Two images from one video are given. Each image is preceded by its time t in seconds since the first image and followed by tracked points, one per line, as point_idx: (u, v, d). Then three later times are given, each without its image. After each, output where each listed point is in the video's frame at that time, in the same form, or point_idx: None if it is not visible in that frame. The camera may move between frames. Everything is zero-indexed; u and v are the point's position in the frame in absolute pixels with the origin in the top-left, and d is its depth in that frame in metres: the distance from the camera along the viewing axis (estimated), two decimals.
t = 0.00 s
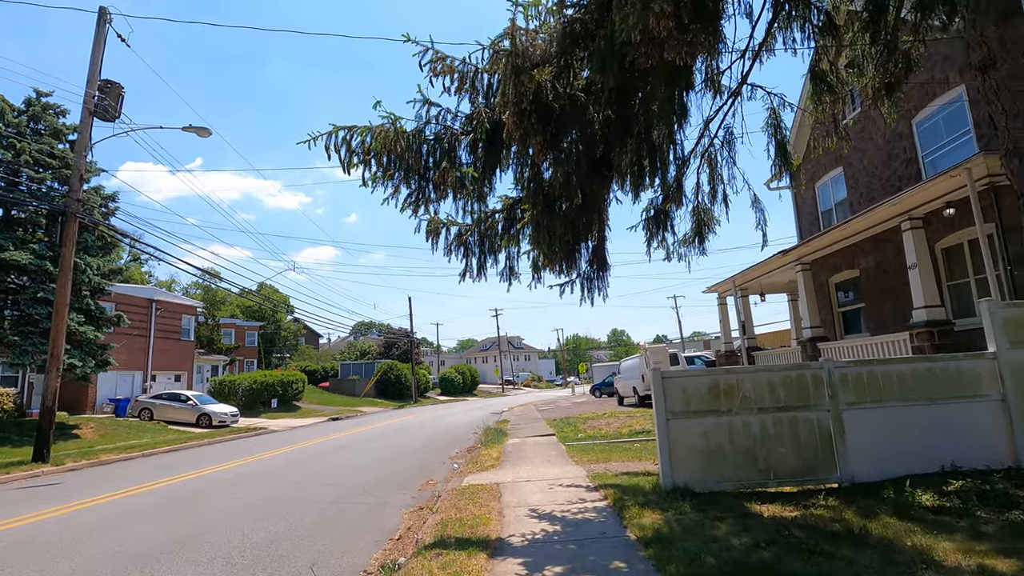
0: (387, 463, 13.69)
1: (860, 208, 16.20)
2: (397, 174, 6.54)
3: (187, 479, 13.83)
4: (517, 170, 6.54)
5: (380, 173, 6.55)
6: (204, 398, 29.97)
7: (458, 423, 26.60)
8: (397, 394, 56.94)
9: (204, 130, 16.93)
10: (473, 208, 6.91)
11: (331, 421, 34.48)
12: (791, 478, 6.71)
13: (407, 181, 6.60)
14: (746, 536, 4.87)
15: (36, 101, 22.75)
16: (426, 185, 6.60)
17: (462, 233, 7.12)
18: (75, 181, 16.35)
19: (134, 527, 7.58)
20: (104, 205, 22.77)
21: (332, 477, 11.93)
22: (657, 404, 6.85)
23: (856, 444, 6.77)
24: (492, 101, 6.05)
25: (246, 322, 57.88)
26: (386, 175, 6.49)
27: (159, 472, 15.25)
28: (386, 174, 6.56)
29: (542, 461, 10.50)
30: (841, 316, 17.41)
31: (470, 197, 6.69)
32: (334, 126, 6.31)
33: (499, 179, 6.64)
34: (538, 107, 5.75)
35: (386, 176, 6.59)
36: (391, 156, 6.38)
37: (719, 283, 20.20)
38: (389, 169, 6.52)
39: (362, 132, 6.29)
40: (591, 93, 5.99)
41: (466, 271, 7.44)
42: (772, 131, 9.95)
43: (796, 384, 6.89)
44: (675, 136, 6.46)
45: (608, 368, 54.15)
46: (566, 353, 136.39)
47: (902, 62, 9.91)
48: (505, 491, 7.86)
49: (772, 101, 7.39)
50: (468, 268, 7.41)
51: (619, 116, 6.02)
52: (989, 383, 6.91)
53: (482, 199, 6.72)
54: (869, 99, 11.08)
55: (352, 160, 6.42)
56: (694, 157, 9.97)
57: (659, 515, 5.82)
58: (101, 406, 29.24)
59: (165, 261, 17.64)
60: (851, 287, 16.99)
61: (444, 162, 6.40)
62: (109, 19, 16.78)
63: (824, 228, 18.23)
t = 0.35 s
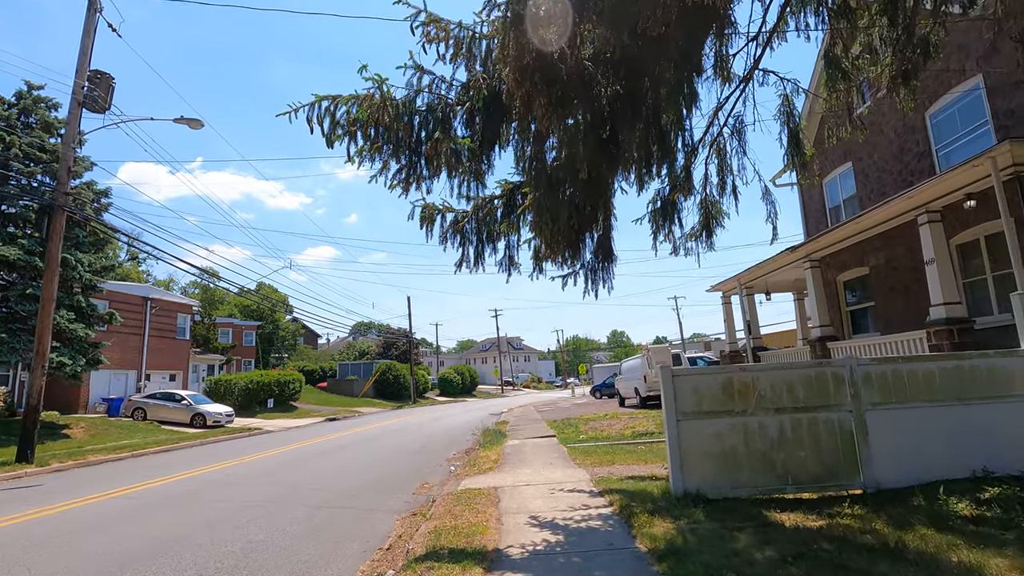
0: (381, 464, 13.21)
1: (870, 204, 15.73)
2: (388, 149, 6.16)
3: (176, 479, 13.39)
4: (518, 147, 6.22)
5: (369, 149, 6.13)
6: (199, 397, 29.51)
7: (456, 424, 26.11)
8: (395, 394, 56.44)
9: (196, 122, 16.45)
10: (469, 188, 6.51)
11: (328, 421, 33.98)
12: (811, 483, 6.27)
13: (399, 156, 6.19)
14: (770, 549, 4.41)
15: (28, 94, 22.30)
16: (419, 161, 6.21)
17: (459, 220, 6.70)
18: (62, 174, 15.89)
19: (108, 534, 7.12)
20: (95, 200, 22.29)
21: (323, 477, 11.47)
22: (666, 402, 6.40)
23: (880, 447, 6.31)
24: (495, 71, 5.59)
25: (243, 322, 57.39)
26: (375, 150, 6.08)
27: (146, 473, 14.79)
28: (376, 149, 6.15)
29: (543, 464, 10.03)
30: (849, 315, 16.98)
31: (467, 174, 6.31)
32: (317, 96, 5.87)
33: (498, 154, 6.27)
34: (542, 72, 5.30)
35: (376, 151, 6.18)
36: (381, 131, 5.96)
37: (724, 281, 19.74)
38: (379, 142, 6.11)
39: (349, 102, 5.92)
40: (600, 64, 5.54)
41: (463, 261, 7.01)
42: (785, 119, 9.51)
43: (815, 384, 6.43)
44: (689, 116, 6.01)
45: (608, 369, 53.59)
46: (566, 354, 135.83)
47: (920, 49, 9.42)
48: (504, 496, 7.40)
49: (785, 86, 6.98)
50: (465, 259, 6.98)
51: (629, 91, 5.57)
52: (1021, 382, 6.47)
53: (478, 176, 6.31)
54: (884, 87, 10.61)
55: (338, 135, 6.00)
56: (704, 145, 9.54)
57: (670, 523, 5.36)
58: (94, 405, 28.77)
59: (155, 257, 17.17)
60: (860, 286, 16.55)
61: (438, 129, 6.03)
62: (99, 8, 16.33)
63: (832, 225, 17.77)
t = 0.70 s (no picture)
0: (371, 467, 12.77)
1: (873, 200, 15.39)
2: (371, 125, 5.69)
3: (157, 482, 12.90)
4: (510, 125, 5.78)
5: (351, 126, 5.68)
6: (187, 397, 28.95)
7: (450, 424, 25.66)
8: (389, 394, 55.90)
9: (182, 114, 15.96)
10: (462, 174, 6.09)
11: (319, 422, 33.47)
12: (826, 491, 5.87)
13: (384, 134, 5.74)
14: (791, 569, 3.99)
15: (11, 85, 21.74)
16: (405, 140, 5.78)
17: (451, 210, 6.35)
18: (42, 166, 15.38)
19: (75, 544, 6.68)
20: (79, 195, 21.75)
21: (310, 481, 11.01)
22: (672, 404, 5.99)
23: (899, 453, 5.92)
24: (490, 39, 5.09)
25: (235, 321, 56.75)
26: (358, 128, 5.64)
27: (128, 475, 14.31)
28: (359, 127, 5.71)
29: (539, 468, 9.60)
30: (851, 313, 16.67)
31: (459, 158, 5.92)
32: (292, 67, 5.42)
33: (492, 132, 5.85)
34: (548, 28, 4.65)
35: (359, 130, 5.75)
36: (366, 107, 5.52)
37: (723, 280, 19.37)
38: (362, 119, 5.67)
39: (327, 72, 5.46)
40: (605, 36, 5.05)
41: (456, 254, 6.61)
42: (793, 108, 9.11)
43: (830, 385, 6.02)
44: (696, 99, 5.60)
45: (604, 369, 53.19)
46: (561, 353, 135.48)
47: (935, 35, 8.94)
48: (499, 504, 6.98)
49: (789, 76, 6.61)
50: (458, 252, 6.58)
51: (636, 68, 5.08)
52: None
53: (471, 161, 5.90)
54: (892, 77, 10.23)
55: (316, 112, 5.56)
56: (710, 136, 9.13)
57: (678, 536, 4.96)
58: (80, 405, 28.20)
59: (139, 253, 16.67)
60: (862, 284, 16.23)
61: (427, 99, 5.51)
62: None
63: (833, 223, 17.43)
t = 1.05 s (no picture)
0: (365, 472, 12.25)
1: (883, 196, 14.96)
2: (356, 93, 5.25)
3: (143, 487, 12.40)
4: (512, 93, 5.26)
5: (332, 90, 5.20)
6: (180, 400, 28.41)
7: (447, 427, 25.18)
8: (386, 397, 55.39)
9: (170, 108, 15.45)
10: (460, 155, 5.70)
11: (314, 425, 32.93)
12: (856, 501, 5.40)
13: (369, 101, 5.27)
14: None
15: None
16: (393, 111, 5.33)
17: (448, 195, 5.92)
18: (25, 162, 14.88)
19: (40, 559, 6.18)
20: (66, 193, 21.21)
21: (300, 487, 10.50)
22: (687, 405, 5.53)
23: (934, 460, 5.44)
24: None
25: (231, 322, 56.23)
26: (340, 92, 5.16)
27: (112, 481, 13.80)
28: (341, 91, 5.23)
29: (540, 475, 9.10)
30: (858, 313, 16.37)
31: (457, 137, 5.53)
32: (265, 25, 5.03)
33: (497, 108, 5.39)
34: None
35: (342, 96, 5.29)
36: (348, 69, 5.05)
37: (727, 279, 18.91)
38: (344, 82, 5.19)
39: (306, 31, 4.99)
40: None
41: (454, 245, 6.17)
42: (808, 96, 8.66)
43: (859, 386, 5.55)
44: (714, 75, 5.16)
45: (603, 370, 52.71)
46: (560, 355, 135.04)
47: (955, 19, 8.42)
48: (499, 515, 6.51)
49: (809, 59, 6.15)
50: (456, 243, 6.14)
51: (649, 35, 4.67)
52: None
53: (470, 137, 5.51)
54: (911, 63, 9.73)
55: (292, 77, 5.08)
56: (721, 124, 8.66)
57: (698, 553, 4.48)
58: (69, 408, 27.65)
59: (125, 251, 16.14)
60: (870, 283, 15.85)
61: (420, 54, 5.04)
62: None
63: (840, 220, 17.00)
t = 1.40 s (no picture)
0: (357, 475, 11.83)
1: (890, 190, 14.57)
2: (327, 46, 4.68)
3: (127, 491, 11.95)
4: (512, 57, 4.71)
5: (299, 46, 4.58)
6: (173, 402, 27.96)
7: (444, 429, 24.75)
8: (384, 398, 54.95)
9: (158, 101, 15.02)
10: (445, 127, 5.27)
11: (310, 427, 32.47)
12: (880, 510, 4.98)
13: (343, 60, 4.77)
14: None
15: None
16: (370, 72, 4.83)
17: (438, 179, 5.46)
18: (7, 156, 14.43)
19: None
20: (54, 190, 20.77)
21: (287, 491, 10.07)
22: (697, 405, 5.11)
23: (964, 466, 5.03)
24: None
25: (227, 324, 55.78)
26: (302, 50, 4.60)
27: (96, 485, 13.35)
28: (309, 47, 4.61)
29: (538, 479, 8.67)
30: (865, 312, 16.02)
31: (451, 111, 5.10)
32: None
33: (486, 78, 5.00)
34: None
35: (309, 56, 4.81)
36: (318, 21, 4.44)
37: (731, 277, 18.51)
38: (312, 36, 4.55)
39: None
40: None
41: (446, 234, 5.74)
42: (819, 82, 8.25)
43: (883, 386, 5.14)
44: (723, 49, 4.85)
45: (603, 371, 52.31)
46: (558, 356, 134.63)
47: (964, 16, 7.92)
48: (493, 523, 6.09)
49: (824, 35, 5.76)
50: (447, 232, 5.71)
51: None
52: None
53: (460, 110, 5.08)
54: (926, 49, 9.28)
55: (256, 37, 4.60)
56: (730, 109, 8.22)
57: (712, 569, 4.06)
58: (60, 410, 27.19)
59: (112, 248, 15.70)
60: (877, 281, 15.47)
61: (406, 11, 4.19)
62: None
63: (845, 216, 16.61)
